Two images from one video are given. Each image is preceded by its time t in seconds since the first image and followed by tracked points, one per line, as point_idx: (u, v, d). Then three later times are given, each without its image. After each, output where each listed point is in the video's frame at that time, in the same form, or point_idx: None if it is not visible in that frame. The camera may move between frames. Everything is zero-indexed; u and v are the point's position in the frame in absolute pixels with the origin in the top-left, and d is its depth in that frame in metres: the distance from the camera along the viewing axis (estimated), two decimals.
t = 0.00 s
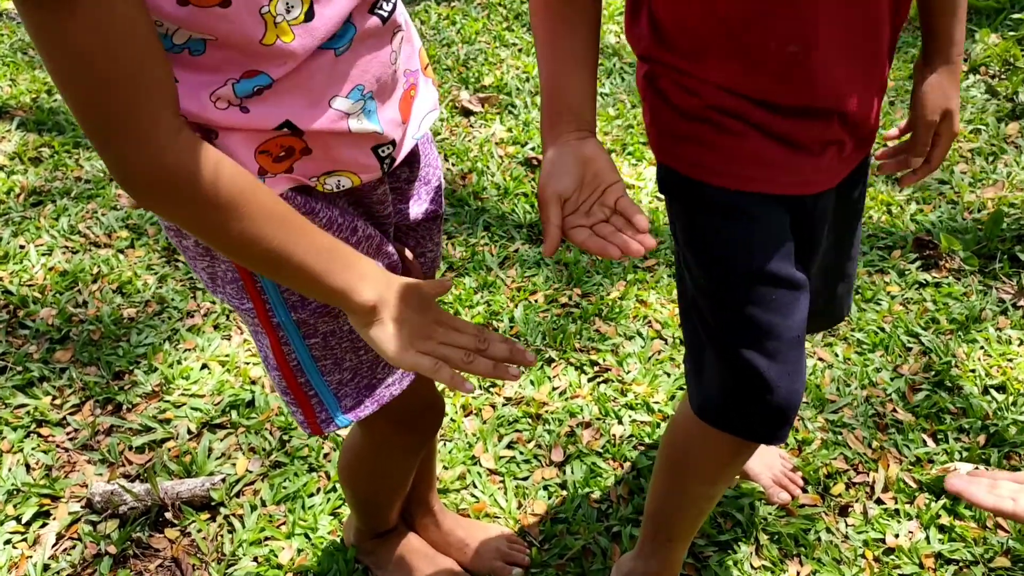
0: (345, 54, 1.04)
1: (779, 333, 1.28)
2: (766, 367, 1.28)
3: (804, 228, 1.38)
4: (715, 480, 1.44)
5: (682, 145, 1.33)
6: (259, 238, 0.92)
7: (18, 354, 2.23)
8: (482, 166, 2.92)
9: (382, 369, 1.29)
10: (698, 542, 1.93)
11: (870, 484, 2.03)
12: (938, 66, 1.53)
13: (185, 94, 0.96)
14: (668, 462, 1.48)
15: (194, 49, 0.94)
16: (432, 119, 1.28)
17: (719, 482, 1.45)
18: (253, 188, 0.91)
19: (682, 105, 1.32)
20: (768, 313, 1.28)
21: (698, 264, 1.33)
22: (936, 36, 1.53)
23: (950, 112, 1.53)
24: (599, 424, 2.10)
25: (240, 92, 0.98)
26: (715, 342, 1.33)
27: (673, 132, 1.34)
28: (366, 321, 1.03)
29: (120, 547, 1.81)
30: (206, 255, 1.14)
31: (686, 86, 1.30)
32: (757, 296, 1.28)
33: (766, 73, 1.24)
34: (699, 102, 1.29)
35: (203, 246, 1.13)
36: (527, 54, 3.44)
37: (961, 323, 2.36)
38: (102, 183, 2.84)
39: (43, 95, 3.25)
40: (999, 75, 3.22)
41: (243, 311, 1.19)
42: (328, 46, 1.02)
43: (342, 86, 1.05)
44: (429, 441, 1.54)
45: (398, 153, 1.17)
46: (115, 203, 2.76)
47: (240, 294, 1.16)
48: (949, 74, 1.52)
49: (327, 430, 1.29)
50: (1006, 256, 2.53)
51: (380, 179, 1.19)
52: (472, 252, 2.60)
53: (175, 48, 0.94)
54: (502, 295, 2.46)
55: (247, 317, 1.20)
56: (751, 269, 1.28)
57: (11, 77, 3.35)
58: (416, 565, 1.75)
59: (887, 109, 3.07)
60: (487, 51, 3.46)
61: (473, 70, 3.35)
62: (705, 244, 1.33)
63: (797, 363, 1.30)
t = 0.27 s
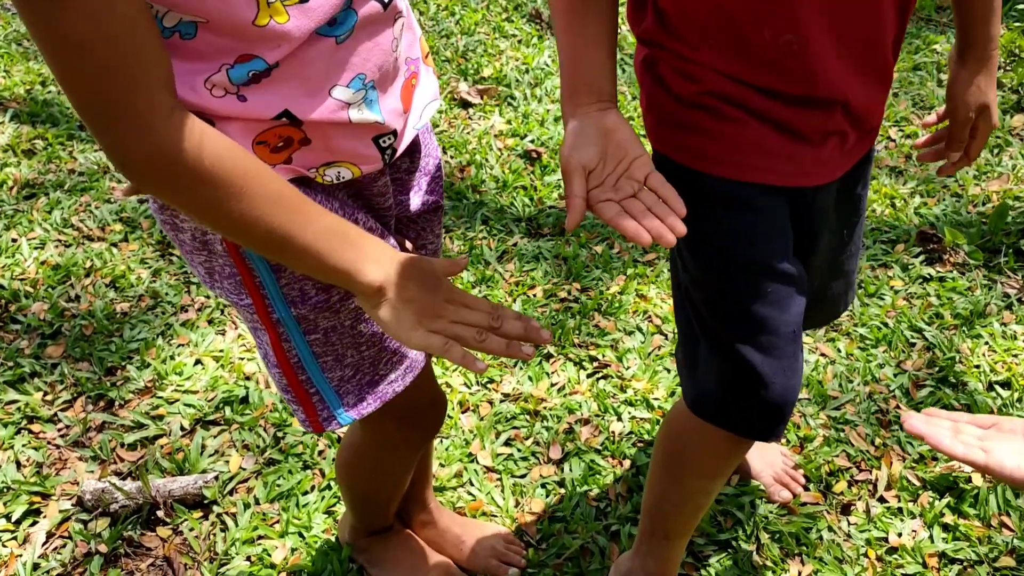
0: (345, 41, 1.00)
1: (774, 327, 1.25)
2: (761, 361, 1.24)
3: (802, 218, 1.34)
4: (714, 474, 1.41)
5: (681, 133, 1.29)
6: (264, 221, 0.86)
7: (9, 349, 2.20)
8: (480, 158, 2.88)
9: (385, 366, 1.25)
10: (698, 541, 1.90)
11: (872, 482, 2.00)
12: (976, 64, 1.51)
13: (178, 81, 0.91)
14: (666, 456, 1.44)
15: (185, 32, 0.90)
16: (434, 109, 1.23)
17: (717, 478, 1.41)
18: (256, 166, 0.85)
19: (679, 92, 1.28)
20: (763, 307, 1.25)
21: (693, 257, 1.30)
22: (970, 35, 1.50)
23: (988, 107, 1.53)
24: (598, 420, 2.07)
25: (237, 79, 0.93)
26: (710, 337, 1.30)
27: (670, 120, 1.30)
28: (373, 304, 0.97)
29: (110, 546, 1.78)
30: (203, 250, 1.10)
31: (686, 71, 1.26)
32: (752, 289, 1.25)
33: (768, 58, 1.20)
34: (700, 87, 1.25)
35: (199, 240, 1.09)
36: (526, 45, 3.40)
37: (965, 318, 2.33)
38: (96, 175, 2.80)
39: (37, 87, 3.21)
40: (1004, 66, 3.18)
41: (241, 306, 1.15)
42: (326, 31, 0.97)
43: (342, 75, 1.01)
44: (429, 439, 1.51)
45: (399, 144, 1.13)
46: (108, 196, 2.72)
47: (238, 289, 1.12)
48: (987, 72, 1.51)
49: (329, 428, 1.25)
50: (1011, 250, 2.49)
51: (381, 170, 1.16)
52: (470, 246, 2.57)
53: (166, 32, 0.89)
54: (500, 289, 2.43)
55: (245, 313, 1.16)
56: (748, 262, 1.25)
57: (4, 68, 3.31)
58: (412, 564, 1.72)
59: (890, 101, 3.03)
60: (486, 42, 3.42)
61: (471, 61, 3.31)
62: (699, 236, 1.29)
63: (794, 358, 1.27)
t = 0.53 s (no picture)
0: (344, 40, 0.97)
1: (778, 333, 1.23)
2: (763, 367, 1.23)
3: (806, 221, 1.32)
4: (712, 482, 1.39)
5: (684, 136, 1.27)
6: (259, 223, 0.83)
7: None
8: (477, 155, 2.86)
9: (380, 373, 1.23)
10: (695, 544, 1.88)
11: (872, 484, 1.98)
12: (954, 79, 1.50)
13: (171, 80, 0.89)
14: (666, 459, 1.42)
15: (178, 30, 0.87)
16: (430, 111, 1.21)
17: (716, 484, 1.39)
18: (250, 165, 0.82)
19: (681, 94, 1.26)
20: (766, 312, 1.23)
21: (695, 260, 1.28)
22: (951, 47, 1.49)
23: (967, 128, 1.50)
24: (595, 420, 2.05)
25: (231, 79, 0.91)
26: (711, 341, 1.28)
27: (674, 122, 1.28)
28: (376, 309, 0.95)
29: (102, 548, 1.76)
30: (194, 253, 1.08)
31: (689, 72, 1.24)
32: (754, 294, 1.23)
33: (770, 57, 1.18)
34: (702, 88, 1.23)
35: (191, 243, 1.06)
36: (524, 40, 3.37)
37: (965, 317, 2.30)
38: (89, 171, 2.77)
39: (30, 82, 3.18)
40: (1005, 62, 3.15)
41: (234, 312, 1.13)
42: (325, 29, 0.95)
43: (340, 75, 0.98)
44: (425, 444, 1.49)
45: (397, 146, 1.11)
46: (102, 192, 2.69)
47: (229, 294, 1.10)
48: (968, 89, 1.48)
49: (321, 436, 1.23)
50: (1012, 248, 2.47)
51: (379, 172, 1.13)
52: (466, 244, 2.55)
53: (158, 30, 0.86)
54: (497, 287, 2.41)
55: (237, 318, 1.14)
56: (750, 267, 1.23)
57: None
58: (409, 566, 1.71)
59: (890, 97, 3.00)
60: (483, 37, 3.39)
61: (468, 56, 3.28)
62: (702, 239, 1.27)
63: (798, 363, 1.25)
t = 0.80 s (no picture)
0: (332, 44, 0.96)
1: (782, 338, 1.22)
2: (767, 372, 1.22)
3: (812, 223, 1.30)
4: (714, 486, 1.38)
5: (685, 137, 1.26)
6: (247, 230, 0.82)
7: None
8: (475, 152, 2.84)
9: (371, 378, 1.22)
10: (694, 545, 1.87)
11: (871, 484, 1.96)
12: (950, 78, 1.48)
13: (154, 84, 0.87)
14: (666, 462, 1.41)
15: (161, 33, 0.85)
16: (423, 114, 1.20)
17: (717, 489, 1.38)
18: (239, 171, 0.80)
19: (682, 95, 1.24)
20: (770, 317, 1.22)
21: (698, 264, 1.27)
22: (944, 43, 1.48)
23: (959, 124, 1.48)
24: (593, 421, 2.04)
25: (216, 83, 0.89)
26: (715, 345, 1.27)
27: (675, 123, 1.26)
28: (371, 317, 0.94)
29: (96, 550, 1.74)
30: (182, 259, 1.06)
31: (689, 72, 1.22)
32: (758, 299, 1.22)
33: (773, 54, 1.17)
34: (703, 88, 1.21)
35: (177, 249, 1.05)
36: (522, 37, 3.35)
37: (965, 316, 2.29)
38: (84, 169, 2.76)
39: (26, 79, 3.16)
40: (1005, 59, 3.14)
41: (222, 318, 1.11)
42: (312, 34, 0.93)
43: (328, 80, 0.97)
44: (419, 448, 1.47)
45: (387, 150, 1.10)
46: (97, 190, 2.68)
47: (217, 301, 1.08)
48: (962, 86, 1.47)
49: (312, 442, 1.22)
50: (1013, 246, 2.45)
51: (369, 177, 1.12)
52: (464, 242, 2.53)
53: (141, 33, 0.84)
54: (495, 286, 2.40)
55: (226, 324, 1.12)
56: (752, 270, 1.22)
57: None
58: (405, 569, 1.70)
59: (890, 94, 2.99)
60: (481, 34, 3.37)
61: (466, 53, 3.26)
62: (705, 242, 1.26)
63: (801, 368, 1.24)
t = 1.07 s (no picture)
0: (323, 51, 0.95)
1: (781, 342, 1.21)
2: (767, 377, 1.21)
3: (809, 226, 1.30)
4: (713, 489, 1.37)
5: (684, 140, 1.24)
6: (238, 239, 0.81)
7: None
8: (474, 152, 2.83)
9: (364, 386, 1.21)
10: (694, 548, 1.86)
11: (872, 486, 1.96)
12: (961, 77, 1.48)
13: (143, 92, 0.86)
14: (664, 467, 1.40)
15: (149, 40, 0.84)
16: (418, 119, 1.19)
17: (716, 493, 1.38)
18: (230, 179, 0.80)
19: (681, 97, 1.23)
20: (769, 322, 1.21)
21: (695, 268, 1.26)
22: (955, 45, 1.46)
23: (969, 119, 1.51)
24: (592, 422, 2.03)
25: (205, 91, 0.88)
26: (713, 348, 1.26)
27: (674, 126, 1.25)
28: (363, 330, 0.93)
29: (93, 553, 1.74)
30: (173, 266, 1.06)
31: (689, 75, 1.21)
32: (757, 303, 1.21)
33: (775, 55, 1.16)
34: (703, 91, 1.20)
35: (168, 256, 1.04)
36: (522, 36, 3.34)
37: (966, 317, 2.28)
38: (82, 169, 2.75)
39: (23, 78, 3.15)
40: (1006, 58, 3.13)
41: (214, 325, 1.10)
42: (303, 40, 0.92)
43: (319, 86, 0.96)
44: (415, 452, 1.47)
45: (380, 157, 1.09)
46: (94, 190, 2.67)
47: (209, 308, 1.07)
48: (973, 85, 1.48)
49: (305, 451, 1.21)
50: (1014, 247, 2.45)
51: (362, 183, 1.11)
52: (463, 242, 2.52)
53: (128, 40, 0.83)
54: (494, 286, 2.39)
55: (218, 331, 1.11)
56: (751, 275, 1.21)
57: None
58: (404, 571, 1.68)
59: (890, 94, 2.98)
60: (481, 33, 3.36)
61: (465, 52, 3.25)
62: (704, 246, 1.25)
63: (800, 373, 1.23)
